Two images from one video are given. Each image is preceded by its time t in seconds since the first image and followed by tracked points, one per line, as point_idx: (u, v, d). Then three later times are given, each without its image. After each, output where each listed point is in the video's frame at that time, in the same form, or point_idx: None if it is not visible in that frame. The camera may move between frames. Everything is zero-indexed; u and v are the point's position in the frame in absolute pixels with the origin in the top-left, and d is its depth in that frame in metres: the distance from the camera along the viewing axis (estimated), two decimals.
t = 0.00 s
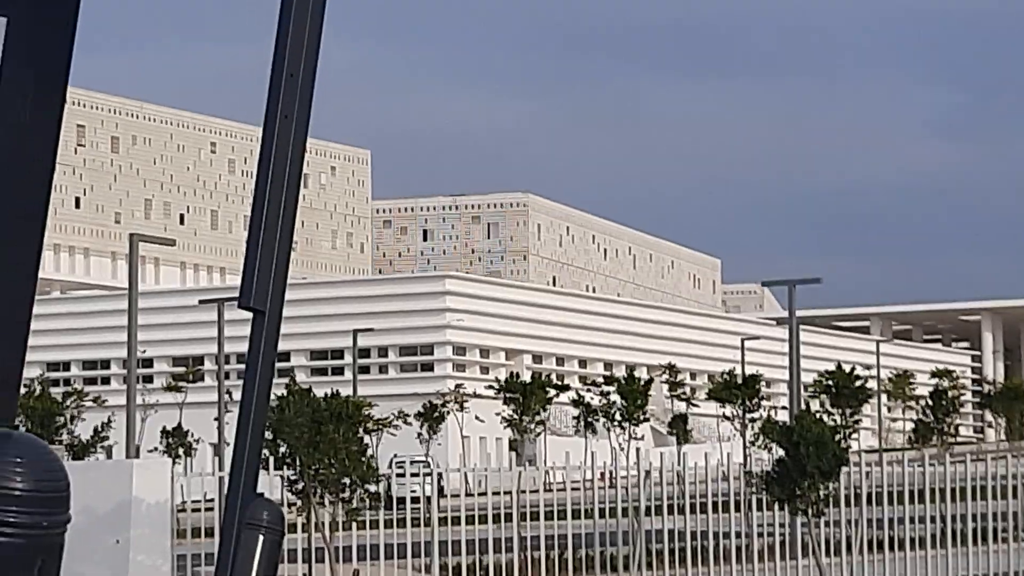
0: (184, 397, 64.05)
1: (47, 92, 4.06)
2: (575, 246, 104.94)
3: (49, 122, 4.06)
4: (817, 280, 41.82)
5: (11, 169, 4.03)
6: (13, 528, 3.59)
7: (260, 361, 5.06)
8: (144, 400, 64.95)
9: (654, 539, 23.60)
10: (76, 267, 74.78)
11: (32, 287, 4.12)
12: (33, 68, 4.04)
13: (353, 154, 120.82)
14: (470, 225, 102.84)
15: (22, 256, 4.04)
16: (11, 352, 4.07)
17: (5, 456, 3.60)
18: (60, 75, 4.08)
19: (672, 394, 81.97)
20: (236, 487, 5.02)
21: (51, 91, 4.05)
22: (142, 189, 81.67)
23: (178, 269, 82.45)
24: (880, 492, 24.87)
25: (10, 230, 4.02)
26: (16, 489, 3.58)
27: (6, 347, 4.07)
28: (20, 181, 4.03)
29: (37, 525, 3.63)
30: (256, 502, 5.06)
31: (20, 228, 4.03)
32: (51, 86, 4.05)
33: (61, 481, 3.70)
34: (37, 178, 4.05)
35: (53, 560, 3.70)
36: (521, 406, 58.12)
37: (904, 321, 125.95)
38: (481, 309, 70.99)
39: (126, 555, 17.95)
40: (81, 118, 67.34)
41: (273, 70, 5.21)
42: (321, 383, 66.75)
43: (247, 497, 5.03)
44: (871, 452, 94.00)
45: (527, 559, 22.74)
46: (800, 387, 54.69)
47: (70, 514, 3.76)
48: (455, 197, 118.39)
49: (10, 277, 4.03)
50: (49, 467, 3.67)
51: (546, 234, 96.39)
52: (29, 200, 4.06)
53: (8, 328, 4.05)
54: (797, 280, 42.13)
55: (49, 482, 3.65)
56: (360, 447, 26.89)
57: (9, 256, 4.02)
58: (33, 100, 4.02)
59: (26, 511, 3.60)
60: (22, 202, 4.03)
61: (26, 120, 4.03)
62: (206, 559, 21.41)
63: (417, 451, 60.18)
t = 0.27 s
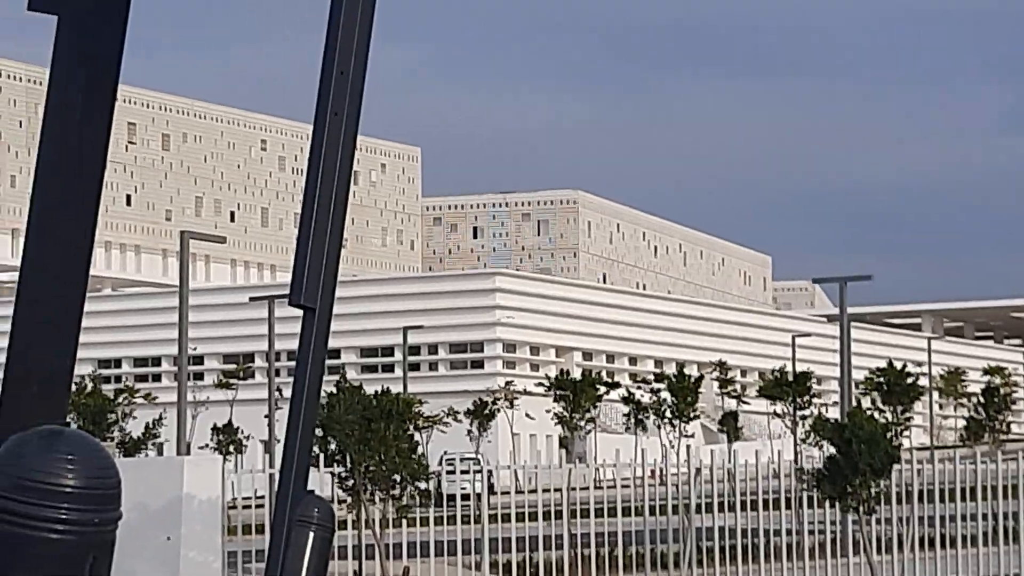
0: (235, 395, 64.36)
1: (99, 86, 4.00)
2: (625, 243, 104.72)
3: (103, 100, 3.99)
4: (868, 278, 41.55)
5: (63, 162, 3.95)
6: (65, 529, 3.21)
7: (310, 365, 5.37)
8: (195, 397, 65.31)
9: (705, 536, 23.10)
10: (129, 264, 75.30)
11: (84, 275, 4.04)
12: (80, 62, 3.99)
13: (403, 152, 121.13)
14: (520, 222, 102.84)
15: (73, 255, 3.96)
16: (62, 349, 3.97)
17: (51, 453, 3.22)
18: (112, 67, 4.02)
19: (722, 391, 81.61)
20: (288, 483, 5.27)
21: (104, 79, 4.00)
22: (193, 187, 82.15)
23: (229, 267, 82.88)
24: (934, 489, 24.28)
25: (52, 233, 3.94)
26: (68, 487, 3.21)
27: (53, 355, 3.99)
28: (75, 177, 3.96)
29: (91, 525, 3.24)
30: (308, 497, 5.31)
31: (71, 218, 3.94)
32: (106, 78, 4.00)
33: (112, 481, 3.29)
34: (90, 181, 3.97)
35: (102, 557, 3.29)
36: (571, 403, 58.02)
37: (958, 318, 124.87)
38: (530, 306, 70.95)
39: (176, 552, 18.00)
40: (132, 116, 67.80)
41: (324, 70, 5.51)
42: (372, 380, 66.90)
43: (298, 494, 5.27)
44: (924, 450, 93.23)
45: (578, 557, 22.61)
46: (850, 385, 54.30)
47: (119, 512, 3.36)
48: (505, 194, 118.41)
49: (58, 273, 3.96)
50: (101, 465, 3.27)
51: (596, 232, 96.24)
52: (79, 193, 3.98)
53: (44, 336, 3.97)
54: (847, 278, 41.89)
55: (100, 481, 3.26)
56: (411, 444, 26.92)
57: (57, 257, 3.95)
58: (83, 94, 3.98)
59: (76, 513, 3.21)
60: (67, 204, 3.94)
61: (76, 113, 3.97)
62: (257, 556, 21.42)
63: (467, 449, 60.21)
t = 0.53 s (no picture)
0: (265, 390, 64.42)
1: (132, 46, 3.48)
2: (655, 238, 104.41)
3: (132, 95, 3.47)
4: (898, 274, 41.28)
5: (97, 134, 3.44)
6: (98, 519, 3.12)
7: (339, 364, 5.38)
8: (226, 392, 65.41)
9: (734, 531, 23.01)
10: (159, 259, 75.47)
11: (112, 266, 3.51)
12: (116, 21, 3.47)
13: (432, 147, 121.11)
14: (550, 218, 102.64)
15: (104, 241, 3.43)
16: (94, 347, 3.39)
17: (85, 448, 3.14)
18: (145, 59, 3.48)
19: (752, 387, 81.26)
20: (318, 485, 5.39)
21: (131, 81, 3.47)
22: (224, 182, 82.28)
23: (259, 262, 83.00)
24: (965, 486, 24.16)
25: (87, 221, 3.44)
26: (99, 485, 3.12)
27: (80, 362, 3.40)
28: (108, 155, 3.45)
29: (123, 519, 3.15)
30: (337, 495, 5.39)
31: (103, 203, 3.43)
32: (131, 76, 3.48)
33: (144, 477, 3.20)
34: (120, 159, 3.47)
35: (134, 554, 3.18)
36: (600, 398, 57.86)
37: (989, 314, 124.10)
38: (560, 302, 70.77)
39: (206, 549, 18.02)
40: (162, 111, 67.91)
41: (353, 67, 5.51)
42: (402, 375, 66.87)
43: (328, 494, 5.36)
44: (956, 446, 92.69)
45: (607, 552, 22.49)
46: (881, 380, 54.04)
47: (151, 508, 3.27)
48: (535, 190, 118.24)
49: (87, 263, 3.42)
50: (131, 462, 3.19)
51: (626, 227, 95.99)
52: (108, 169, 3.45)
53: (67, 338, 3.38)
54: (877, 273, 41.63)
55: (129, 476, 3.18)
56: (440, 438, 26.83)
57: (87, 244, 3.42)
58: (115, 59, 3.46)
59: (110, 507, 3.12)
60: (100, 189, 3.43)
61: (112, 80, 3.44)
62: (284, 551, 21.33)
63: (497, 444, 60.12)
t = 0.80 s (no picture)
0: (299, 386, 64.50)
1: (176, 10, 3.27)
2: (689, 234, 104.05)
3: (167, 77, 3.28)
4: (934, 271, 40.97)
5: (139, 104, 3.25)
6: (132, 518, 2.85)
7: (374, 356, 5.35)
8: (260, 388, 65.52)
9: (769, 528, 22.76)
10: (193, 254, 75.64)
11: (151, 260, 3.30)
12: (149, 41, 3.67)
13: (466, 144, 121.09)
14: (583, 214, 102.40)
15: (145, 217, 3.23)
16: (132, 328, 3.19)
17: (122, 439, 2.87)
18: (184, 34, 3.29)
19: (787, 383, 80.86)
20: (351, 480, 5.41)
21: (167, 66, 3.28)
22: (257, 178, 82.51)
23: (292, 258, 83.14)
24: (997, 483, 24.10)
25: (129, 200, 3.22)
26: (133, 478, 2.85)
27: (119, 345, 3.21)
28: (147, 137, 3.25)
29: (159, 514, 2.88)
30: (371, 490, 5.44)
31: (140, 184, 3.22)
32: (168, 60, 3.29)
33: (181, 473, 2.93)
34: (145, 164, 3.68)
35: (169, 550, 2.92)
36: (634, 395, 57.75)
37: None
38: (594, 298, 70.58)
39: (240, 546, 18.08)
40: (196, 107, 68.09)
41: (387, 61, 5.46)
42: (435, 371, 66.81)
43: (362, 488, 5.41)
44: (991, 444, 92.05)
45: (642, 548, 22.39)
46: (916, 377, 53.64)
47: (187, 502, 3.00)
48: (568, 186, 118.09)
49: (128, 241, 3.22)
50: (166, 454, 2.91)
51: (660, 223, 95.69)
52: (150, 144, 3.28)
53: (107, 327, 3.19)
54: (912, 270, 41.32)
55: (165, 472, 2.90)
56: (475, 434, 26.76)
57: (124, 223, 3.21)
58: (162, 22, 3.26)
59: (145, 504, 2.85)
60: (139, 164, 3.23)
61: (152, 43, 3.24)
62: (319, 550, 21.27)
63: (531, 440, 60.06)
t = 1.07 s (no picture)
0: (357, 382, 64.68)
1: (222, 87, 3.75)
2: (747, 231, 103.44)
3: (215, 131, 3.73)
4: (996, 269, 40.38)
5: (184, 163, 3.68)
6: (189, 515, 3.02)
7: (434, 350, 5.27)
8: (318, 385, 65.78)
9: (828, 527, 22.54)
10: (253, 251, 76.06)
11: (203, 297, 3.77)
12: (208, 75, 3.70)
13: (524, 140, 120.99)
14: (641, 211, 102.05)
15: (197, 266, 3.72)
16: (186, 354, 3.76)
17: (180, 438, 3.05)
18: (233, 92, 3.75)
19: (846, 381, 80.23)
20: (407, 477, 5.31)
21: (218, 113, 3.73)
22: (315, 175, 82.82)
23: (350, 254, 83.39)
24: None
25: (180, 249, 3.71)
26: (193, 473, 3.02)
27: (180, 372, 3.80)
28: (198, 181, 3.69)
29: (215, 508, 3.05)
30: (427, 487, 5.33)
31: (193, 238, 3.71)
32: (217, 115, 3.73)
33: (237, 472, 3.10)
34: (192, 188, 3.70)
35: (226, 551, 3.08)
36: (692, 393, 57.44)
37: None
38: (651, 295, 70.29)
39: (298, 543, 18.03)
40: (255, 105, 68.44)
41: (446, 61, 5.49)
42: (492, 368, 66.79)
43: (418, 485, 5.29)
44: None
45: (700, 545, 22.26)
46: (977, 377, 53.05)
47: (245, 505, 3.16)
48: (626, 183, 117.73)
49: (182, 288, 3.73)
50: (222, 452, 3.08)
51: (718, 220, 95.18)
52: (201, 211, 3.74)
53: (165, 356, 3.76)
54: (973, 268, 40.76)
55: (224, 471, 3.07)
56: (533, 432, 26.64)
57: (179, 273, 3.71)
58: (206, 96, 3.71)
59: (200, 500, 3.03)
60: (185, 217, 3.70)
61: (197, 110, 3.71)
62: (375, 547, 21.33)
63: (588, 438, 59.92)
